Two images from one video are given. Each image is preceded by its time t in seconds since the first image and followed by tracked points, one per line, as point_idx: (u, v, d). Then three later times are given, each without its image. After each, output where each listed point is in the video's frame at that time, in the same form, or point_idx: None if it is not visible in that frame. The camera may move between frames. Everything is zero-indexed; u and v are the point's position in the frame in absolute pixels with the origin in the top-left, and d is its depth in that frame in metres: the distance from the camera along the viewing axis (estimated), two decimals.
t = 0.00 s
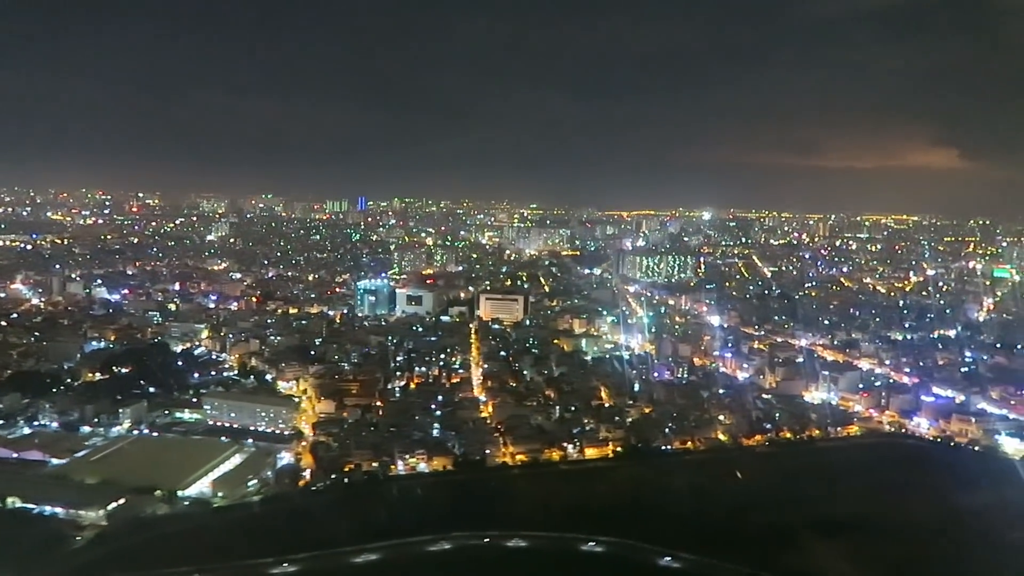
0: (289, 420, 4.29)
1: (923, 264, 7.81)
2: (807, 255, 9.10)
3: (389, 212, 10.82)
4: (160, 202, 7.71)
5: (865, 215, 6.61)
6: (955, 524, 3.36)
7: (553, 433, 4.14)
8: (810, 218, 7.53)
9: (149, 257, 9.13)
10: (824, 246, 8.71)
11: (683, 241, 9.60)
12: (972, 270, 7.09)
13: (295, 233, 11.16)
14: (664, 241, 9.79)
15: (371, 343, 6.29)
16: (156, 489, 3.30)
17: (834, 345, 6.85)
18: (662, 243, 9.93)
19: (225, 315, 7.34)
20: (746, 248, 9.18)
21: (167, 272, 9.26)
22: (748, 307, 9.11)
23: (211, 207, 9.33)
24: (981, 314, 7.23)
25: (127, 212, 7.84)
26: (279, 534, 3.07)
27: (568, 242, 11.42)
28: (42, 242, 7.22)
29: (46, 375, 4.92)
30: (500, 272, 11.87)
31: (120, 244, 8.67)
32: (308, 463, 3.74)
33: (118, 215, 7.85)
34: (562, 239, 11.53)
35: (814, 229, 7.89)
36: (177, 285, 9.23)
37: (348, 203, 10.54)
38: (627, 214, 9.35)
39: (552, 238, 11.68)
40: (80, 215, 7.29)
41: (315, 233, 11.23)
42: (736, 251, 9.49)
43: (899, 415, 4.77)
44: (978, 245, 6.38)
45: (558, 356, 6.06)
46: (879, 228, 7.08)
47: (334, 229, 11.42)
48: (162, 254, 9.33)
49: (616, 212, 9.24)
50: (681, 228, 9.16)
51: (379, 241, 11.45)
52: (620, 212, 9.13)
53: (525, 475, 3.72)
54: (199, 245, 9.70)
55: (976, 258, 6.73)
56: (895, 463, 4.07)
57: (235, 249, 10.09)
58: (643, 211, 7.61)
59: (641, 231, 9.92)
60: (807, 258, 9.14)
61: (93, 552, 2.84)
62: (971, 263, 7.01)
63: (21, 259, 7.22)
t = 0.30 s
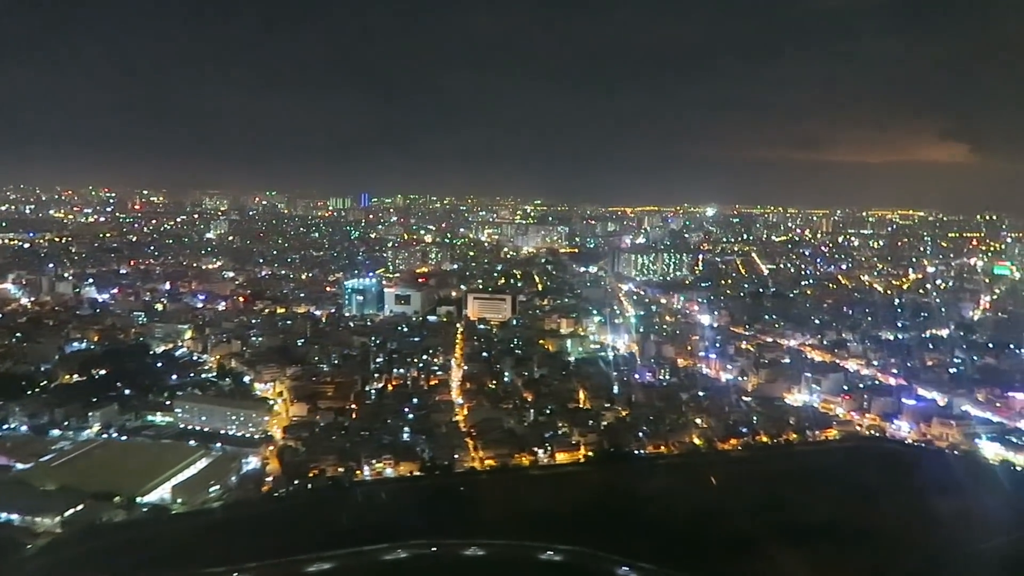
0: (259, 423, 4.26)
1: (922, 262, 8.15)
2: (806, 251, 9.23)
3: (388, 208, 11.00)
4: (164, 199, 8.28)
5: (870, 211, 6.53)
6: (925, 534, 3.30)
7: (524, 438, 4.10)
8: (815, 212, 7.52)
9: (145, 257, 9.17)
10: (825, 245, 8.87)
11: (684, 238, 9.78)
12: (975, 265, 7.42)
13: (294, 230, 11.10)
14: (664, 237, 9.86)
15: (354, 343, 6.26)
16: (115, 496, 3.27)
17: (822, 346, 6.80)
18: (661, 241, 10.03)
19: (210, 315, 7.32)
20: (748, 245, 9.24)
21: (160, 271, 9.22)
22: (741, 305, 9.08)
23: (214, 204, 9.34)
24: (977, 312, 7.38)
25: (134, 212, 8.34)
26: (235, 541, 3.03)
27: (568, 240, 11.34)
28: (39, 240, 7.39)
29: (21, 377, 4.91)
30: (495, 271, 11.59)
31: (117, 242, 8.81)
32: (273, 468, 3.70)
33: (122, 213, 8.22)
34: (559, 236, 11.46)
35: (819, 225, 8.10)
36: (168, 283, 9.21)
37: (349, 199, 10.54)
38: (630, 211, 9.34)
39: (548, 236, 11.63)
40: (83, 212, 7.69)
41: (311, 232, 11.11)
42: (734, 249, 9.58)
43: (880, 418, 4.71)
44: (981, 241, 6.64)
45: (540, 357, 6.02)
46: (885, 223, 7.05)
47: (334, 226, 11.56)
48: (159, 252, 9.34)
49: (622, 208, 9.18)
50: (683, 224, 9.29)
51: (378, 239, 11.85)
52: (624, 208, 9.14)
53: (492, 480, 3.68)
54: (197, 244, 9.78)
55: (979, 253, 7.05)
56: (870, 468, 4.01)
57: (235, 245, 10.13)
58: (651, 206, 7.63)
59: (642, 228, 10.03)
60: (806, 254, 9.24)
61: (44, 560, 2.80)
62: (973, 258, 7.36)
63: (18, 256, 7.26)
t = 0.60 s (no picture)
0: (225, 429, 4.23)
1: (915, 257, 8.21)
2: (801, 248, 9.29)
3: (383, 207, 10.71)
4: (162, 199, 8.36)
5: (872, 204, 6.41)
6: (888, 538, 3.26)
7: (491, 442, 4.06)
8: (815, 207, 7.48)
9: (136, 258, 9.27)
10: (820, 239, 8.88)
11: (677, 234, 9.62)
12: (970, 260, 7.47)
13: (288, 229, 11.15)
14: (659, 235, 9.77)
15: (332, 345, 6.22)
16: (69, 506, 3.23)
17: (805, 344, 6.75)
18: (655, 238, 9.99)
19: (190, 317, 7.28)
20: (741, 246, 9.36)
21: (147, 272, 9.24)
22: (729, 301, 9.03)
23: (210, 204, 9.54)
24: (965, 309, 7.22)
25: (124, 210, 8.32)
26: (187, 550, 2.99)
27: (560, 238, 11.11)
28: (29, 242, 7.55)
29: None
30: (485, 269, 11.41)
31: (108, 242, 8.92)
32: (235, 474, 3.66)
33: (117, 213, 8.34)
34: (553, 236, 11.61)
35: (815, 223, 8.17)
36: (153, 285, 9.16)
37: (347, 196, 10.40)
38: (628, 210, 9.25)
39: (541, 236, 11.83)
40: (77, 212, 7.87)
41: (302, 231, 11.17)
42: (729, 245, 9.60)
43: (855, 418, 4.67)
44: (976, 235, 6.46)
45: (518, 357, 5.97)
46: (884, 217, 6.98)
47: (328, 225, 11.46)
48: (149, 254, 9.45)
49: (618, 204, 9.16)
50: (678, 221, 9.14)
51: (371, 237, 11.82)
52: (622, 203, 9.10)
53: (455, 485, 3.64)
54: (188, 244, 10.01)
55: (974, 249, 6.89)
56: (841, 468, 3.97)
57: (229, 247, 10.33)
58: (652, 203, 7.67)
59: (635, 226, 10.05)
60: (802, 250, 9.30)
61: None
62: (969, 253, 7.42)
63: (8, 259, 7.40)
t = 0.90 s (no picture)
0: (195, 433, 4.19)
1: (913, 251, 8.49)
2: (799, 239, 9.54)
3: (387, 204, 11.61)
4: (162, 199, 9.33)
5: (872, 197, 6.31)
6: (854, 540, 3.19)
7: (460, 445, 4.02)
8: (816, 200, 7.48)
9: (128, 259, 9.55)
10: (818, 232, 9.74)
11: (676, 229, 10.41)
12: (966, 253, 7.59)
13: (286, 228, 11.53)
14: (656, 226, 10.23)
15: (313, 345, 6.20)
16: (26, 514, 3.19)
17: (790, 340, 6.72)
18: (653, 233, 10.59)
19: (174, 317, 7.28)
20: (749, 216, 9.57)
21: (137, 272, 9.22)
22: (718, 297, 8.98)
23: (206, 203, 10.27)
24: (959, 302, 7.44)
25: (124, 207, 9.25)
26: (140, 559, 2.95)
27: (557, 235, 11.90)
28: (23, 243, 8.16)
29: None
30: (477, 267, 11.22)
31: (101, 242, 9.58)
32: (199, 480, 3.63)
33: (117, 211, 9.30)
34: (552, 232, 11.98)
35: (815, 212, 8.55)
36: (142, 285, 8.97)
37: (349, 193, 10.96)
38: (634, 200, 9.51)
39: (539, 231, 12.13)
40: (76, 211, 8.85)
41: (304, 228, 11.59)
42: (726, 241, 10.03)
43: (834, 418, 4.62)
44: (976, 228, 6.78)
45: (500, 356, 5.95)
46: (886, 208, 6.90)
47: (328, 223, 12.03)
48: (143, 252, 9.82)
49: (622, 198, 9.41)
50: (679, 214, 10.18)
51: (368, 235, 12.00)
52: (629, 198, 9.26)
53: (421, 489, 3.60)
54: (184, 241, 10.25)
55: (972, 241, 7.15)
56: (814, 468, 3.92)
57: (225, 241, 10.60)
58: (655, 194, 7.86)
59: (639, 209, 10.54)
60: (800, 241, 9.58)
61: None
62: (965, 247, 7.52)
63: (5, 258, 8.15)
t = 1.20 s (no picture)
0: (162, 436, 4.17)
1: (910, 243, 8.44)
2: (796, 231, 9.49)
3: (383, 197, 11.08)
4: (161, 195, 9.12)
5: (877, 185, 6.18)
6: (818, 540, 3.16)
7: (428, 447, 3.99)
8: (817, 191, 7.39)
9: (118, 256, 9.36)
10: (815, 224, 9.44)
11: (673, 221, 9.99)
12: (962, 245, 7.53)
13: (281, 223, 11.34)
14: (654, 221, 10.19)
15: (292, 345, 6.16)
16: None
17: (774, 336, 6.69)
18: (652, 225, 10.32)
19: (155, 317, 7.24)
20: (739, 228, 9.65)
21: (126, 271, 9.09)
22: (706, 291, 8.90)
23: (206, 200, 10.07)
24: (948, 294, 7.43)
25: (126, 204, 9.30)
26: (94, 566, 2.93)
27: (551, 227, 11.68)
28: (17, 240, 8.05)
29: None
30: (468, 261, 11.24)
31: (97, 241, 9.48)
32: (162, 485, 3.61)
33: (115, 208, 9.27)
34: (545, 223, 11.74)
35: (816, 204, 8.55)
36: (128, 284, 8.86)
37: (348, 188, 10.74)
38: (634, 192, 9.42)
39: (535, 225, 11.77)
40: (76, 207, 8.76)
41: (299, 223, 11.38)
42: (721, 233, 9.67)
43: (810, 416, 4.59)
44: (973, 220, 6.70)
45: (480, 355, 5.89)
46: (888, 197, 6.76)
47: (323, 218, 11.75)
48: (135, 250, 9.60)
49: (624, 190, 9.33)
50: (677, 205, 9.58)
51: (363, 231, 11.88)
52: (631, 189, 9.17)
53: (384, 491, 3.58)
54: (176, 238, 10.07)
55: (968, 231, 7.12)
56: (785, 466, 3.88)
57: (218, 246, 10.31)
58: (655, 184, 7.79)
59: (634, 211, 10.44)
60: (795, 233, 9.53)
61: None
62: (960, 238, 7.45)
63: None
